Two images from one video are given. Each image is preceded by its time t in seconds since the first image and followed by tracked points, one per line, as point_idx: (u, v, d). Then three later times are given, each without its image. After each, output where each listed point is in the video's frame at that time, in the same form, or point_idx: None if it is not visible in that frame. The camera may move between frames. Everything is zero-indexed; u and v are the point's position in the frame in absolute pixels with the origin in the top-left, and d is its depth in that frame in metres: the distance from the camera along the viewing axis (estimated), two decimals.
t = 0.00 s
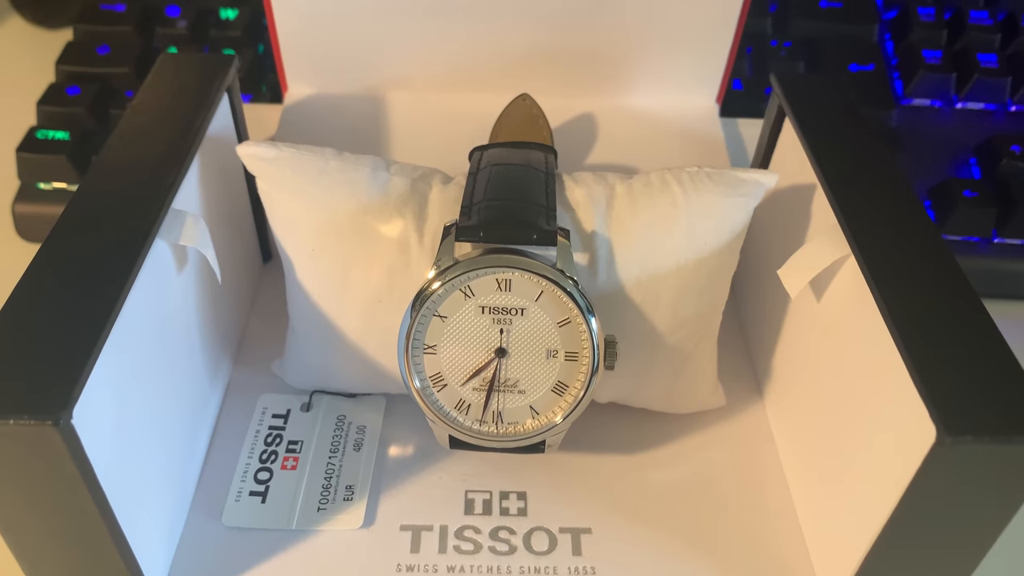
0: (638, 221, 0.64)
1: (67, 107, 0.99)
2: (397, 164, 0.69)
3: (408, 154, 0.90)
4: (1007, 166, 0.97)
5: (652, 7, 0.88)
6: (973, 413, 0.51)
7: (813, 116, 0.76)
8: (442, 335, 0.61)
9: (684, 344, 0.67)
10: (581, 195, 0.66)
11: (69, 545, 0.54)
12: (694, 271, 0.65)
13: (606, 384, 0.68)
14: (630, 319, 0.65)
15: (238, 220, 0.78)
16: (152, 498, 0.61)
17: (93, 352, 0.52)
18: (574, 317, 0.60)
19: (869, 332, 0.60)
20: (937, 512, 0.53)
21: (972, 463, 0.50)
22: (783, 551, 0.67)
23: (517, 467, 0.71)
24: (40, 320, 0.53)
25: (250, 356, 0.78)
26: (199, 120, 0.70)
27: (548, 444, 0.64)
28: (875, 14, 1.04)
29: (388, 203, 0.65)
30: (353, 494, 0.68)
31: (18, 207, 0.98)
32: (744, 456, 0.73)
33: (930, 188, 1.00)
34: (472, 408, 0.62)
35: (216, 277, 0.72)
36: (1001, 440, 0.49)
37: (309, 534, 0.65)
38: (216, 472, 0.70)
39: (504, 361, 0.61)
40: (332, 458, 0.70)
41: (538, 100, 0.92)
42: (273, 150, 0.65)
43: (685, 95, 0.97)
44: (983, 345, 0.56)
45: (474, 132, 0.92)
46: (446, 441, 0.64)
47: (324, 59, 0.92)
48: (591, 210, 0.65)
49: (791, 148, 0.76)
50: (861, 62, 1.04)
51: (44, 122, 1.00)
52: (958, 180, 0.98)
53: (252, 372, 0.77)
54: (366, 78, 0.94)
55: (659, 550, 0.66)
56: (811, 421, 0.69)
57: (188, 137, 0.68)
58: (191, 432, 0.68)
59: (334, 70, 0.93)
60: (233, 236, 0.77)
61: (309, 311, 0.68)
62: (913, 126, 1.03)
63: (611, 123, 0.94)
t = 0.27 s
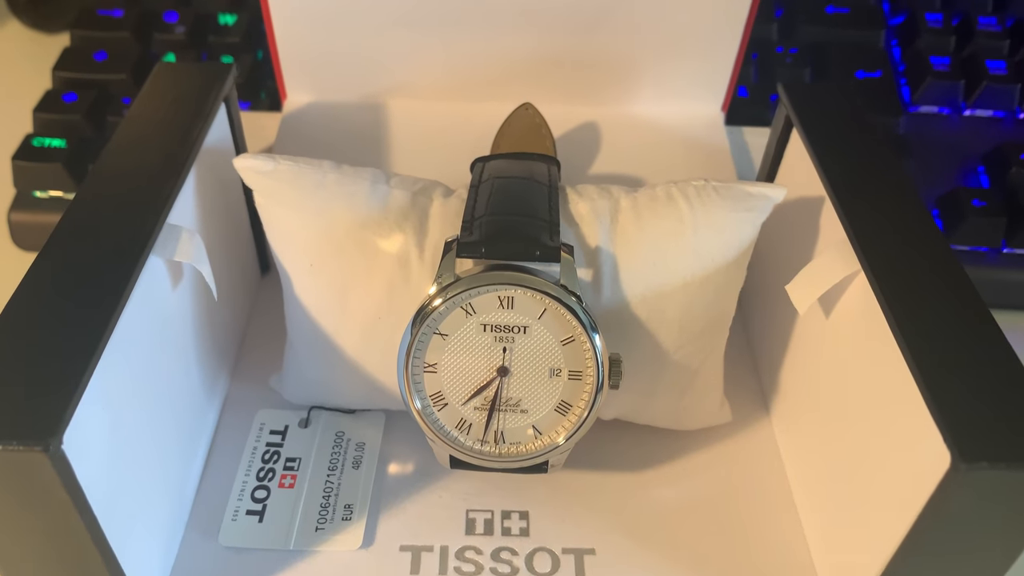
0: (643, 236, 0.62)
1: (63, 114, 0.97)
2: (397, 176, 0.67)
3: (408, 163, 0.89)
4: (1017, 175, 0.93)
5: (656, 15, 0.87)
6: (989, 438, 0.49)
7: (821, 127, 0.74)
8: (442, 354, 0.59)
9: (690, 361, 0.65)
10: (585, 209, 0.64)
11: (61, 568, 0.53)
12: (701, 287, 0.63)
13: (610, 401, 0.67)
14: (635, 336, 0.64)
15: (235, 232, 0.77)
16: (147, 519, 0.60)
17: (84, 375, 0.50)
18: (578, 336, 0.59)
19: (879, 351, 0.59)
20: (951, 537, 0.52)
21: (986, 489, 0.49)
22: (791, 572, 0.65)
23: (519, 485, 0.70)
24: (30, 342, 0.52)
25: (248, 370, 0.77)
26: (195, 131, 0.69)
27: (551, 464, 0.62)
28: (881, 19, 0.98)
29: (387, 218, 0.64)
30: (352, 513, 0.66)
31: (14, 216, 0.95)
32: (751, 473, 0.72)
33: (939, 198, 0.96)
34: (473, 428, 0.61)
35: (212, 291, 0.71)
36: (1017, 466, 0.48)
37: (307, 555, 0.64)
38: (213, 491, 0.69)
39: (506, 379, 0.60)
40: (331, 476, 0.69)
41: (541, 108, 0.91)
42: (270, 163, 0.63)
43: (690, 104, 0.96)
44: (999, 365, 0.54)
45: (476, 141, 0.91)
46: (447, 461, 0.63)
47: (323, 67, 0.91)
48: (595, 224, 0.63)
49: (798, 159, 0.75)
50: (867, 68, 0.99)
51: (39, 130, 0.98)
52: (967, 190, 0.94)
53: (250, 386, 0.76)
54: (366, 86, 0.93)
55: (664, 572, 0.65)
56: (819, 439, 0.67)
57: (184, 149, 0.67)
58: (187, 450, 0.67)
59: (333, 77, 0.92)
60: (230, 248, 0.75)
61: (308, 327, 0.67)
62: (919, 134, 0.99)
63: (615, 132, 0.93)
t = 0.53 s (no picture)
0: (647, 251, 0.61)
1: (59, 121, 0.94)
2: (397, 188, 0.66)
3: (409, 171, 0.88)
4: None
5: (660, 22, 0.86)
6: (1003, 463, 0.48)
7: (829, 137, 0.73)
8: (443, 372, 0.58)
9: (695, 377, 0.64)
10: (589, 222, 0.63)
11: None
12: (706, 303, 0.62)
13: (613, 418, 0.66)
14: (639, 353, 0.63)
15: (233, 244, 0.75)
16: (140, 541, 0.58)
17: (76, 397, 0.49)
18: (582, 354, 0.58)
19: (890, 370, 0.58)
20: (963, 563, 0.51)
21: (1002, 515, 0.48)
22: None
23: (521, 503, 0.69)
24: (19, 362, 0.51)
25: (245, 384, 0.76)
26: (192, 143, 0.67)
27: (554, 484, 0.61)
28: (888, 26, 0.97)
29: (387, 232, 0.62)
30: (350, 532, 0.65)
31: (10, 223, 0.92)
32: (757, 490, 0.71)
33: (947, 207, 0.94)
34: (475, 447, 0.60)
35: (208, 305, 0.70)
36: None
37: None
38: (209, 509, 0.67)
39: (508, 398, 0.59)
40: (329, 493, 0.68)
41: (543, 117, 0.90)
42: (268, 175, 0.62)
43: (694, 111, 0.94)
44: (1012, 385, 0.53)
45: (478, 149, 0.89)
46: (447, 481, 0.61)
47: (322, 74, 0.90)
48: (599, 239, 0.62)
49: (805, 171, 0.74)
50: (875, 75, 0.96)
51: (35, 138, 0.95)
52: (976, 199, 0.92)
53: (247, 401, 0.75)
54: (367, 94, 0.91)
55: None
56: (827, 457, 0.66)
57: (180, 161, 0.66)
58: (182, 467, 0.66)
59: (333, 85, 0.91)
60: (227, 260, 0.74)
61: (306, 342, 0.65)
62: (927, 141, 0.97)
63: (619, 140, 0.91)
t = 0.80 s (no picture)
0: (652, 265, 0.60)
1: (57, 127, 0.91)
2: (398, 199, 0.65)
3: (410, 179, 0.87)
4: None
5: (664, 29, 0.84)
6: (1016, 484, 0.47)
7: (835, 147, 0.72)
8: (443, 388, 0.57)
9: (701, 392, 0.63)
10: (592, 234, 0.62)
11: None
12: (712, 317, 0.61)
13: (617, 433, 0.65)
14: (643, 367, 0.62)
15: (231, 254, 0.74)
16: (136, 557, 0.57)
17: (69, 417, 0.48)
18: (585, 370, 0.56)
19: (900, 388, 0.57)
20: None
21: (1016, 538, 0.47)
22: None
23: (523, 518, 0.67)
24: (18, 377, 0.50)
25: (243, 396, 0.75)
26: (189, 152, 0.66)
27: (557, 501, 0.60)
28: (894, 31, 0.96)
29: (386, 244, 0.61)
30: (349, 549, 0.64)
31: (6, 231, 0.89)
32: (765, 505, 0.69)
33: (954, 214, 0.91)
34: (476, 464, 0.59)
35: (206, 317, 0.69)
36: None
37: None
38: (206, 525, 0.66)
39: (510, 414, 0.58)
40: (328, 509, 0.66)
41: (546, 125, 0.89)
42: (266, 186, 0.61)
43: (698, 118, 0.93)
44: None
45: (480, 157, 0.88)
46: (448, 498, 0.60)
47: (322, 81, 0.89)
48: (603, 251, 0.61)
49: (812, 181, 0.73)
50: (879, 81, 0.95)
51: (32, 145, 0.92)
52: (982, 207, 0.89)
53: (245, 414, 0.73)
54: (368, 101, 0.91)
55: None
56: (834, 473, 0.65)
57: (177, 171, 0.65)
58: (179, 481, 0.65)
59: (332, 91, 0.90)
60: (225, 270, 0.73)
61: (305, 356, 0.64)
62: (930, 147, 0.94)
63: (622, 148, 0.90)
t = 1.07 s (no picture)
0: (656, 279, 0.59)
1: (52, 135, 0.88)
2: (397, 211, 0.64)
3: (411, 188, 0.86)
4: None
5: (667, 36, 0.83)
6: None
7: (843, 158, 0.71)
8: (443, 406, 0.56)
9: (706, 410, 0.62)
10: (595, 248, 0.61)
11: None
12: (718, 333, 0.60)
13: (621, 451, 0.63)
14: (648, 384, 0.60)
15: (227, 266, 0.73)
16: None
17: (57, 444, 0.47)
18: (588, 388, 0.55)
19: (910, 406, 0.55)
20: None
21: None
22: None
23: (524, 536, 0.66)
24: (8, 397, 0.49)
25: (241, 410, 0.74)
26: (184, 163, 0.65)
27: (559, 521, 0.59)
28: (899, 36, 0.94)
29: (385, 259, 0.60)
30: (348, 568, 0.63)
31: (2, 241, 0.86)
32: (771, 522, 0.68)
33: (961, 223, 0.91)
34: (476, 483, 0.57)
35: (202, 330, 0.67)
36: None
37: None
38: (202, 543, 0.65)
39: (511, 433, 0.57)
40: (326, 527, 0.65)
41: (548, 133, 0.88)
42: (263, 200, 0.60)
43: (702, 126, 0.92)
44: None
45: (481, 166, 0.87)
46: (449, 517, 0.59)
47: (322, 88, 0.87)
48: (606, 266, 0.60)
49: (819, 192, 0.71)
50: (885, 87, 0.93)
51: (28, 152, 0.89)
52: (990, 215, 0.88)
53: (242, 428, 0.72)
54: (368, 109, 0.89)
55: None
56: (842, 491, 0.64)
57: (172, 183, 0.64)
58: (175, 499, 0.64)
59: (331, 99, 0.88)
60: (222, 283, 0.72)
61: (303, 372, 0.63)
62: (938, 155, 0.93)
63: (626, 157, 0.89)
